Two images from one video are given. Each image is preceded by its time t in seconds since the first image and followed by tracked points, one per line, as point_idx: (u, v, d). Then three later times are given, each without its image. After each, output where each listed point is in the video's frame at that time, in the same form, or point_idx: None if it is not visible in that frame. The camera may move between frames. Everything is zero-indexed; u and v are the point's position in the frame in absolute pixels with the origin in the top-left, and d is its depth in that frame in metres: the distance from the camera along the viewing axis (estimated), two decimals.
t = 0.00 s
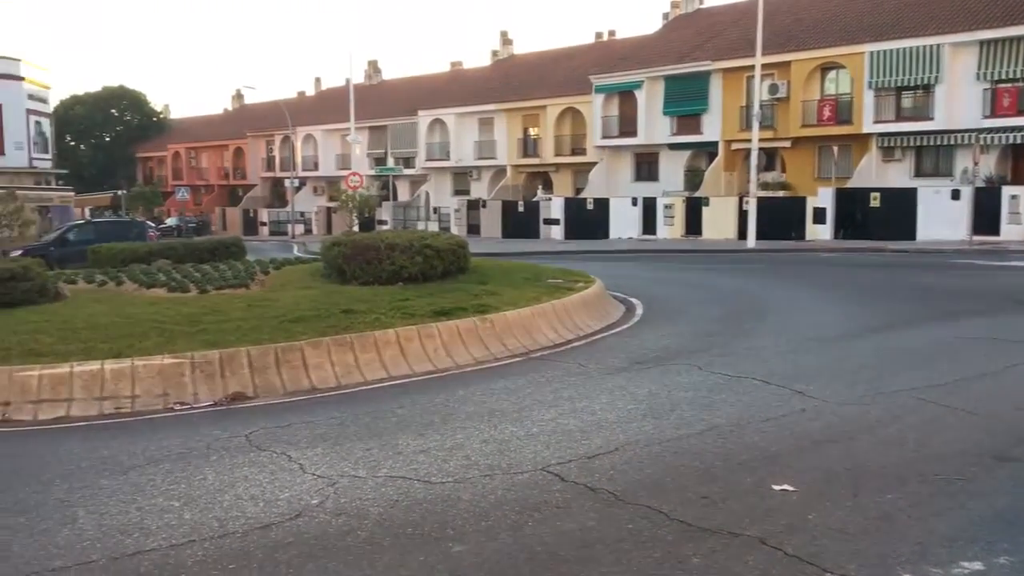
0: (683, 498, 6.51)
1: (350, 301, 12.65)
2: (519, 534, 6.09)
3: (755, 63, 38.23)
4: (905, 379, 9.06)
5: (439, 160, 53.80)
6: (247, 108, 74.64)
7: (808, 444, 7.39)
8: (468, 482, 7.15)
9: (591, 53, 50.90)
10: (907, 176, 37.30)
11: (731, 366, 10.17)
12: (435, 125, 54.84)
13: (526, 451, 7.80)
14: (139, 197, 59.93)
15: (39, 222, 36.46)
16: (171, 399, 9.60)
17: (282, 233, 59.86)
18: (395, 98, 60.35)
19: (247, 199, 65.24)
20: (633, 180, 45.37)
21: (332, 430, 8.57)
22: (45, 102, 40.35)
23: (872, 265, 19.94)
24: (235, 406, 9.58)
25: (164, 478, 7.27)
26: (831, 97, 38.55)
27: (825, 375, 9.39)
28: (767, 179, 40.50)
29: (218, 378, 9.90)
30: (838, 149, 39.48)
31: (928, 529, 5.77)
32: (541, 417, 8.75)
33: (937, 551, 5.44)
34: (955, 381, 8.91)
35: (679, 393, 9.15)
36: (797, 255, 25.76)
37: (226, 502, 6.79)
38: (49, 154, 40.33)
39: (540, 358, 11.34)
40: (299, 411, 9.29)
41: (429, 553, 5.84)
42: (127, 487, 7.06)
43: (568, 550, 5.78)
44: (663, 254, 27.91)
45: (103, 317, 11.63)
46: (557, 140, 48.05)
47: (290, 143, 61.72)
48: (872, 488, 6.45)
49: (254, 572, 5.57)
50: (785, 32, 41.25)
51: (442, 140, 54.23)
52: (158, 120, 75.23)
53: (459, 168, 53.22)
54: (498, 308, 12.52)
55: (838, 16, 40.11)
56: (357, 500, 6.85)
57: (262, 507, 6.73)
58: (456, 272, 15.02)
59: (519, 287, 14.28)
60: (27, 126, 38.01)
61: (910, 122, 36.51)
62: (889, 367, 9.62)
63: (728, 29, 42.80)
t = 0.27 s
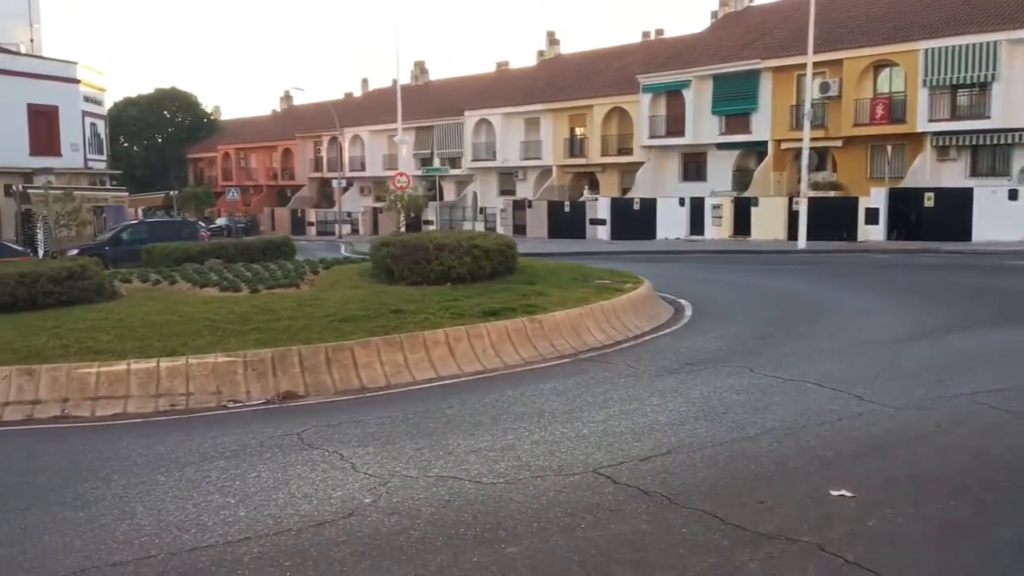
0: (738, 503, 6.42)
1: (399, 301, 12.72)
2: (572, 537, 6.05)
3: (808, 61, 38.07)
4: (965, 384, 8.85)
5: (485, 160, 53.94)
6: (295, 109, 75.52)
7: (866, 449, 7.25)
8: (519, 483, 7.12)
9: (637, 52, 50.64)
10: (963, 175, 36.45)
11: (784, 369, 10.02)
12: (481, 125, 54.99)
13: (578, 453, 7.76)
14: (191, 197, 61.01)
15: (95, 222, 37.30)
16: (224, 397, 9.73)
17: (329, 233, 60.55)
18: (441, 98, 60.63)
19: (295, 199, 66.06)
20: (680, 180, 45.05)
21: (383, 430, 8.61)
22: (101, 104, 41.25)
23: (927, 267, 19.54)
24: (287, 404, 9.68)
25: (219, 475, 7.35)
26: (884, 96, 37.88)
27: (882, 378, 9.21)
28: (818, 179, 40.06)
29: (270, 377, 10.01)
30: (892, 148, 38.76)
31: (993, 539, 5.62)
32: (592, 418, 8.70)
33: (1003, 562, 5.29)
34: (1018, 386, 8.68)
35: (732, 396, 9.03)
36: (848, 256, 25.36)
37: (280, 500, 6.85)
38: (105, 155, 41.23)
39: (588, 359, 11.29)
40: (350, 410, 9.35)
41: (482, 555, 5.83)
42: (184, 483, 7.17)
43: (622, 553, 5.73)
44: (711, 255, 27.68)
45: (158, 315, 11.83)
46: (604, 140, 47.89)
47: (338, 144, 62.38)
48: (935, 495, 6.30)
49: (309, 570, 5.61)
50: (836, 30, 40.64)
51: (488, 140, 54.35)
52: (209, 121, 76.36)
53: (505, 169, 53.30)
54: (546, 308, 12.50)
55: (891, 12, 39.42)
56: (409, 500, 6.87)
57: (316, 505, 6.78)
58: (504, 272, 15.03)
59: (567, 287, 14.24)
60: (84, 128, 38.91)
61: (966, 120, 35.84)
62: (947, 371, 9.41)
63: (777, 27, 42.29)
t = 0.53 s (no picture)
0: (800, 508, 6.32)
1: (451, 302, 12.77)
2: (631, 541, 6.00)
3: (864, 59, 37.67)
4: None
5: (534, 162, 53.95)
6: (346, 112, 76.31)
7: (931, 454, 7.09)
8: (575, 485, 7.09)
9: (687, 51, 50.25)
10: None
11: (843, 371, 9.85)
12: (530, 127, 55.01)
13: (633, 456, 7.71)
14: (244, 200, 62.02)
15: (153, 225, 38.10)
16: (281, 397, 9.86)
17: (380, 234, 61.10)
18: (491, 100, 60.79)
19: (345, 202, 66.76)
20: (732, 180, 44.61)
21: (438, 431, 8.64)
22: (159, 110, 42.12)
23: (988, 267, 19.08)
24: (342, 405, 9.77)
25: (278, 475, 7.44)
26: (942, 93, 37.24)
27: (945, 381, 9.01)
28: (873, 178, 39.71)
29: (325, 378, 10.12)
30: (951, 146, 37.83)
31: None
32: (647, 421, 8.64)
33: None
34: None
35: (790, 399, 8.90)
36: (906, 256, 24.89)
37: (338, 501, 6.90)
38: (162, 160, 42.08)
39: (642, 361, 11.21)
40: (405, 411, 9.41)
41: (541, 558, 5.81)
42: (244, 483, 7.27)
43: (682, 558, 5.67)
44: (764, 255, 27.36)
45: (216, 317, 12.03)
46: (653, 140, 47.61)
47: (388, 147, 62.92)
48: (1004, 502, 6.14)
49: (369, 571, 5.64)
50: (891, 26, 39.88)
51: (537, 141, 54.35)
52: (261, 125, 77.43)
53: (554, 170, 53.26)
54: (599, 310, 12.45)
55: (949, 7, 38.58)
56: (465, 501, 6.88)
57: (374, 506, 6.82)
58: (556, 273, 15.02)
59: (620, 289, 14.18)
60: (142, 133, 39.76)
61: None
62: (1013, 374, 9.17)
63: (831, 24, 41.65)
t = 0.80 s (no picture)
0: (877, 515, 6.15)
1: (515, 306, 12.77)
2: (702, 547, 5.91)
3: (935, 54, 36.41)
4: None
5: (596, 164, 53.74)
6: (408, 119, 77.10)
7: (1014, 461, 6.83)
8: (644, 491, 7.01)
9: (751, 50, 49.55)
10: None
11: (918, 374, 9.58)
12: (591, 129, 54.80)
13: (703, 461, 7.59)
14: (309, 207, 63.04)
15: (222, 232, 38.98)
16: (349, 401, 9.97)
17: (442, 239, 61.60)
18: (552, 103, 60.76)
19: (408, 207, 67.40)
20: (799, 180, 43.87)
21: (503, 435, 8.63)
22: (227, 120, 43.09)
23: None
24: (409, 409, 9.83)
25: (348, 479, 7.51)
26: (1018, 87, 36.04)
27: None
28: (946, 175, 38.60)
29: (391, 383, 10.20)
30: None
31: None
32: (716, 425, 8.51)
33: None
34: None
35: (863, 403, 8.68)
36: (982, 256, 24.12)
37: (407, 504, 6.94)
38: (231, 169, 43.03)
39: (709, 365, 11.07)
40: (471, 415, 9.42)
41: (612, 563, 5.75)
42: (314, 486, 7.35)
43: (756, 565, 5.56)
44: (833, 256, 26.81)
45: (284, 322, 12.22)
46: (718, 141, 47.05)
47: (450, 152, 63.35)
48: None
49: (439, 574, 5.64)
50: (965, 18, 38.75)
51: (598, 144, 54.15)
52: (325, 133, 78.68)
53: (616, 172, 52.98)
54: (665, 313, 12.33)
55: None
56: (533, 505, 6.85)
57: (443, 510, 6.83)
58: (620, 276, 14.92)
59: (685, 291, 14.03)
60: (211, 143, 40.71)
61: None
62: None
63: (901, 19, 40.66)
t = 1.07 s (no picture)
0: (965, 528, 5.90)
1: (588, 311, 12.71)
2: (780, 557, 5.76)
3: None
4: None
5: (669, 167, 53.21)
6: (479, 123, 77.52)
7: None
8: (720, 499, 6.87)
9: (829, 48, 48.44)
10: None
11: (1007, 381, 9.21)
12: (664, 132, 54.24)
13: (780, 469, 7.41)
14: (383, 212, 63.92)
15: (298, 238, 39.80)
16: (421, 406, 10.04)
17: (513, 243, 61.83)
18: (624, 105, 60.38)
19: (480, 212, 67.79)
20: (880, 180, 42.74)
21: (576, 441, 8.57)
22: (303, 128, 43.97)
23: None
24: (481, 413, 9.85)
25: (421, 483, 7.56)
26: None
27: None
28: None
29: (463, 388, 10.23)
30: None
31: None
32: (794, 432, 8.31)
33: None
34: None
35: (949, 411, 8.37)
36: None
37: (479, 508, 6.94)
38: (307, 176, 43.88)
39: (787, 370, 10.83)
40: (543, 420, 9.39)
41: (686, 572, 5.64)
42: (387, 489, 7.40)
43: None
44: (915, 258, 26.03)
45: (359, 327, 12.39)
46: (795, 142, 46.13)
47: (522, 156, 63.50)
48: None
49: None
50: None
51: (671, 147, 53.56)
52: (398, 139, 79.66)
53: (690, 175, 52.36)
54: (740, 317, 12.12)
55: None
56: (605, 512, 6.76)
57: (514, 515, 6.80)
58: (694, 280, 14.72)
59: (761, 295, 13.77)
60: (288, 151, 41.60)
61: None
62: None
63: (988, 12, 39.24)
